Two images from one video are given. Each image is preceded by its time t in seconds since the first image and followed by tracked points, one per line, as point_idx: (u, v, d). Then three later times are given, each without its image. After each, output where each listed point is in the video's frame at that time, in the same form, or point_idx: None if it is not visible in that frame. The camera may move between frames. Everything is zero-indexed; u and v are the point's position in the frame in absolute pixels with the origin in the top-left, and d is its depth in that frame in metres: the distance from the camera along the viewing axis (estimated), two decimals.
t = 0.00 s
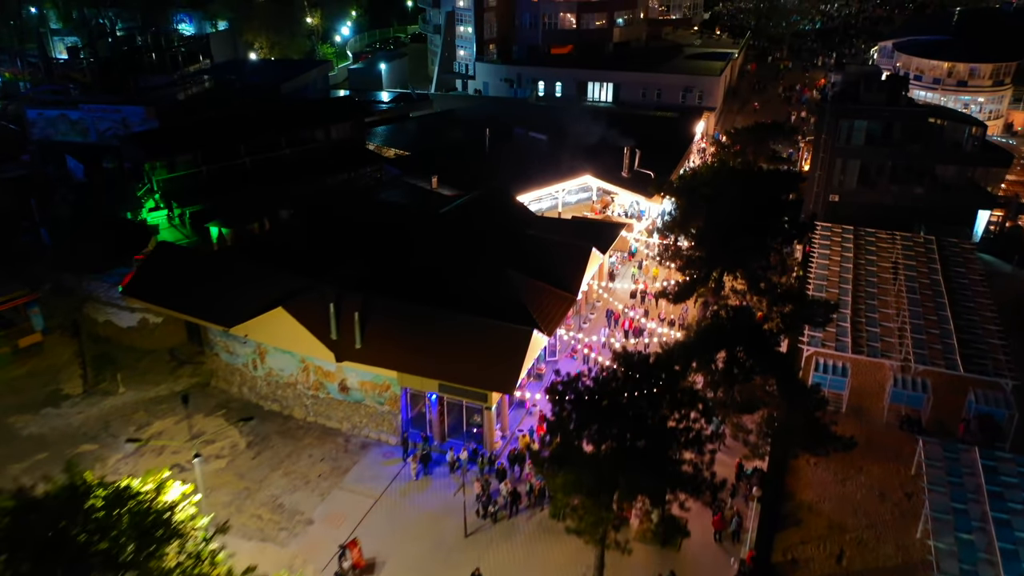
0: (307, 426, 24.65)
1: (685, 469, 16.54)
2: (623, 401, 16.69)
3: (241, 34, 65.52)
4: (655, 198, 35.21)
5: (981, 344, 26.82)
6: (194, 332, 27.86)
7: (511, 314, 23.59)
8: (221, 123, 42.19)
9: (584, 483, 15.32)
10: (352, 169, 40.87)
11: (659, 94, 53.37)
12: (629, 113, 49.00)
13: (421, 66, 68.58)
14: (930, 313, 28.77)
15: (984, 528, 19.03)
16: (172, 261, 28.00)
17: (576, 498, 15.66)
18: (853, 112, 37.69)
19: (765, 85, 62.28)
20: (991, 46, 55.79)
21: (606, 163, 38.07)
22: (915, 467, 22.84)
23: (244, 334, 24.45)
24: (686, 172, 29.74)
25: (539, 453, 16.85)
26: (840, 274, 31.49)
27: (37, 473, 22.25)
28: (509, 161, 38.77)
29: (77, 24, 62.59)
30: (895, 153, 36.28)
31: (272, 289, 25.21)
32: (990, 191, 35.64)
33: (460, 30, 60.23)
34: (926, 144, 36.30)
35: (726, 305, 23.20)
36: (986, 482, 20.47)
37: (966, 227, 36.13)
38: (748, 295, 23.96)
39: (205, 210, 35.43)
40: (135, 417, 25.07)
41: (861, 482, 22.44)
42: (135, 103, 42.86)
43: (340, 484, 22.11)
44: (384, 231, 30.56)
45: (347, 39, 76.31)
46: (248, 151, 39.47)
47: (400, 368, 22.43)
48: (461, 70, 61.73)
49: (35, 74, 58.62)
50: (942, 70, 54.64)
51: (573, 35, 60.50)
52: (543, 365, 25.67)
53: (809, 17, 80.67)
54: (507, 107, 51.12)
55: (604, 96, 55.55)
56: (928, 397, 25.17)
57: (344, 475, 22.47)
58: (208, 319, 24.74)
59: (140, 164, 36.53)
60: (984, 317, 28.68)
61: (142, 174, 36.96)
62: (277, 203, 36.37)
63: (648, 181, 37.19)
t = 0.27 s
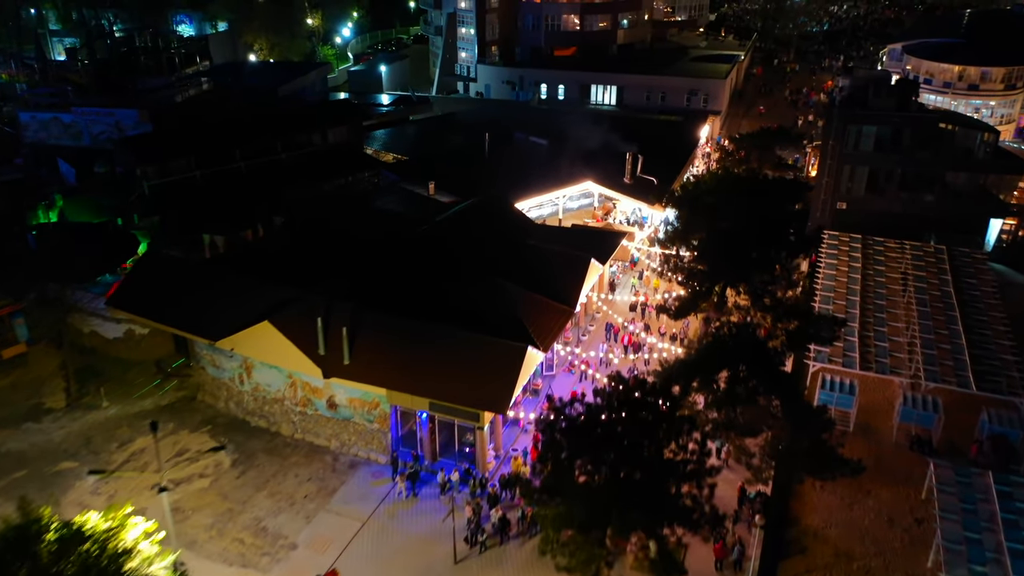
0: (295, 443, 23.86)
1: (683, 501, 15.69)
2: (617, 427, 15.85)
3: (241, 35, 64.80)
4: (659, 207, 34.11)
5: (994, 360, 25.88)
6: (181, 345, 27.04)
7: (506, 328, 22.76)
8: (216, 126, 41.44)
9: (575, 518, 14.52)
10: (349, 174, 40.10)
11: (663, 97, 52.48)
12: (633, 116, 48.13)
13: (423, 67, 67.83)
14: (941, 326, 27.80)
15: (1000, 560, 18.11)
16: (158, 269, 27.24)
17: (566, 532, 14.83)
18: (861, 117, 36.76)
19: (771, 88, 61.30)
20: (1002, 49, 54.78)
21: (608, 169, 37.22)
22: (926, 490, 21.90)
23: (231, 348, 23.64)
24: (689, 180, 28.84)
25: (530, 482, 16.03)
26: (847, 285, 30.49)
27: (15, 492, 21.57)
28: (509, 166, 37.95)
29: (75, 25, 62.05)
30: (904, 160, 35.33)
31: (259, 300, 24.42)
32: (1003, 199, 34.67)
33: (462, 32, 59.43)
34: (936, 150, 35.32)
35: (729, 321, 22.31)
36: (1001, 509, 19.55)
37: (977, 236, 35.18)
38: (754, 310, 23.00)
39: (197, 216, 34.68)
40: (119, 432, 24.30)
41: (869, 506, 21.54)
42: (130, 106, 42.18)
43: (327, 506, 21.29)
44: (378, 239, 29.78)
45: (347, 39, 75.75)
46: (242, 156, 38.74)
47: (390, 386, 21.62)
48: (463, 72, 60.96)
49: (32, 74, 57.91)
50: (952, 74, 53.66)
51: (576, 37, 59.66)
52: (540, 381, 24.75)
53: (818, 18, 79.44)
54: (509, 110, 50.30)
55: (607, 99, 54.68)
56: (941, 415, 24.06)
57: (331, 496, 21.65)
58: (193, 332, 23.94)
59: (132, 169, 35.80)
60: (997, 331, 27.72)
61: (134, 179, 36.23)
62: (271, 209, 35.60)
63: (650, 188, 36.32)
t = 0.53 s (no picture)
0: (278, 463, 23.04)
1: (677, 537, 14.81)
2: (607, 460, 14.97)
3: (238, 37, 64.04)
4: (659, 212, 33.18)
5: (1005, 377, 24.96)
6: (163, 359, 26.25)
7: (496, 345, 21.91)
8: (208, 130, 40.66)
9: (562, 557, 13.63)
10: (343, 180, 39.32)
11: (665, 100, 51.63)
12: (633, 121, 47.28)
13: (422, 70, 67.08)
14: (949, 341, 26.87)
15: None
16: (142, 280, 26.44)
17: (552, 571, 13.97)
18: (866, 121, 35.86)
19: (774, 91, 60.46)
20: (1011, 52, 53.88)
21: (606, 175, 36.36)
22: (934, 515, 20.99)
23: (212, 364, 22.84)
24: (689, 188, 27.97)
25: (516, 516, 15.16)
26: (852, 296, 29.58)
27: None
28: (505, 172, 37.11)
29: (70, 27, 61.30)
30: (911, 166, 34.42)
31: (242, 314, 23.60)
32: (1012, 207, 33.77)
33: (460, 34, 58.60)
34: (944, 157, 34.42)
35: (729, 339, 21.45)
36: (1013, 538, 18.64)
37: (986, 245, 34.28)
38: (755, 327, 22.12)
39: (186, 224, 33.92)
40: (96, 451, 23.53)
41: (875, 532, 20.64)
42: (120, 110, 41.39)
43: (309, 531, 20.46)
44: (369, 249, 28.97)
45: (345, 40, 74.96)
46: (233, 162, 37.95)
47: (375, 405, 20.79)
48: (462, 75, 60.16)
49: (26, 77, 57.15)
50: (959, 77, 52.80)
51: (576, 39, 58.84)
52: (533, 398, 23.97)
53: (822, 21, 78.69)
54: (507, 114, 49.49)
55: (607, 102, 53.83)
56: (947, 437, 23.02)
57: (314, 520, 20.83)
58: (173, 347, 23.12)
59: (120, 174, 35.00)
60: (1007, 345, 26.78)
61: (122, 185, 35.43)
62: (262, 216, 34.76)
63: (650, 195, 35.45)
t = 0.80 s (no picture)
0: (261, 484, 22.22)
1: None
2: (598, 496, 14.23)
3: (233, 39, 63.19)
4: (654, 221, 32.37)
5: (1016, 394, 24.05)
6: (145, 374, 25.42)
7: (487, 363, 21.07)
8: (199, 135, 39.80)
9: None
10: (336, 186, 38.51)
11: (665, 104, 50.77)
12: (633, 125, 46.43)
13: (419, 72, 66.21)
14: (957, 355, 25.98)
15: None
16: (123, 293, 25.63)
17: None
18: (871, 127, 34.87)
19: (777, 95, 59.60)
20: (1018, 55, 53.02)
21: (604, 182, 35.53)
22: (940, 541, 20.12)
23: (193, 382, 22.03)
24: (688, 198, 27.12)
25: (503, 552, 14.32)
26: (856, 309, 28.69)
27: None
28: (501, 179, 36.29)
29: (63, 28, 60.47)
30: (917, 173, 33.53)
31: (224, 330, 22.75)
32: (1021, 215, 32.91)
33: (458, 36, 57.77)
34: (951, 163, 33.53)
35: (729, 359, 20.60)
36: None
37: (994, 254, 33.45)
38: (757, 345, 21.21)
39: (174, 231, 33.09)
40: (72, 472, 22.71)
41: (880, 559, 19.77)
42: (110, 115, 40.58)
43: (290, 558, 19.64)
44: (359, 259, 28.16)
45: (343, 44, 74.32)
46: (223, 167, 37.12)
47: (360, 427, 19.98)
48: (460, 78, 59.31)
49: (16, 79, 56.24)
50: (965, 80, 51.93)
51: (576, 41, 57.99)
52: (526, 416, 23.16)
53: (826, 23, 78.00)
54: (504, 117, 48.61)
55: (607, 106, 52.95)
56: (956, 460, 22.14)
57: (295, 546, 19.99)
58: (153, 364, 22.28)
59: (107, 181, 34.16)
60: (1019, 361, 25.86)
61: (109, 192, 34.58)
62: (253, 224, 33.92)
63: (649, 202, 34.59)
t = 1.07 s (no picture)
0: (242, 506, 21.41)
1: None
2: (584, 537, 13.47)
3: (227, 41, 62.38)
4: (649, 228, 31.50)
5: None
6: (125, 390, 24.63)
7: (475, 381, 20.26)
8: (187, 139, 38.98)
9: None
10: (327, 193, 37.72)
11: (664, 108, 49.94)
12: (632, 129, 45.58)
13: (416, 74, 65.39)
14: (964, 369, 25.14)
15: None
16: (103, 305, 24.83)
17: None
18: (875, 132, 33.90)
19: (778, 98, 58.75)
20: None
21: (601, 189, 34.70)
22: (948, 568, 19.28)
23: (171, 400, 21.25)
24: (686, 207, 26.27)
25: None
26: (859, 321, 27.87)
27: None
28: (495, 187, 35.47)
29: (55, 29, 59.66)
30: (922, 180, 32.70)
31: (204, 346, 21.94)
32: None
33: (454, 38, 56.91)
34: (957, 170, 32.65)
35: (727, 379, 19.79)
36: None
37: (1001, 263, 32.64)
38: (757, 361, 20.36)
39: (159, 239, 32.31)
40: (47, 493, 21.92)
41: None
42: (98, 119, 39.81)
43: None
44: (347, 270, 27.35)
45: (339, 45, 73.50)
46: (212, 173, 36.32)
47: (343, 450, 19.19)
48: (456, 80, 58.51)
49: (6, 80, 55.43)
50: (970, 83, 50.99)
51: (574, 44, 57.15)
52: (518, 434, 22.38)
53: (828, 24, 77.20)
54: (501, 121, 47.77)
55: (606, 109, 52.09)
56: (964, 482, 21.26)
57: (275, 572, 19.21)
58: (130, 381, 21.49)
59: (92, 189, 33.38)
60: None
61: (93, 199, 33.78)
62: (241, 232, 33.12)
63: (646, 209, 33.78)
